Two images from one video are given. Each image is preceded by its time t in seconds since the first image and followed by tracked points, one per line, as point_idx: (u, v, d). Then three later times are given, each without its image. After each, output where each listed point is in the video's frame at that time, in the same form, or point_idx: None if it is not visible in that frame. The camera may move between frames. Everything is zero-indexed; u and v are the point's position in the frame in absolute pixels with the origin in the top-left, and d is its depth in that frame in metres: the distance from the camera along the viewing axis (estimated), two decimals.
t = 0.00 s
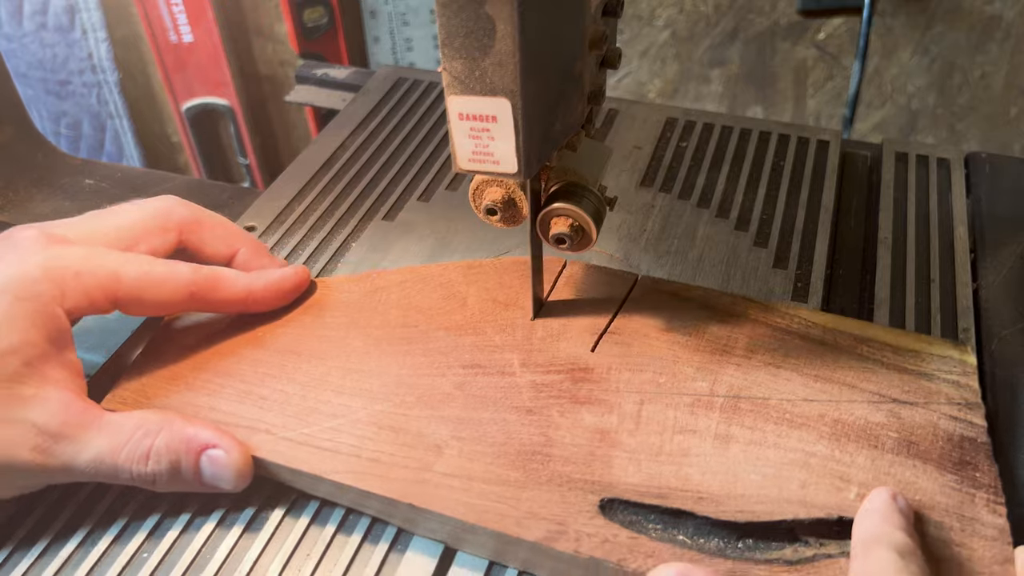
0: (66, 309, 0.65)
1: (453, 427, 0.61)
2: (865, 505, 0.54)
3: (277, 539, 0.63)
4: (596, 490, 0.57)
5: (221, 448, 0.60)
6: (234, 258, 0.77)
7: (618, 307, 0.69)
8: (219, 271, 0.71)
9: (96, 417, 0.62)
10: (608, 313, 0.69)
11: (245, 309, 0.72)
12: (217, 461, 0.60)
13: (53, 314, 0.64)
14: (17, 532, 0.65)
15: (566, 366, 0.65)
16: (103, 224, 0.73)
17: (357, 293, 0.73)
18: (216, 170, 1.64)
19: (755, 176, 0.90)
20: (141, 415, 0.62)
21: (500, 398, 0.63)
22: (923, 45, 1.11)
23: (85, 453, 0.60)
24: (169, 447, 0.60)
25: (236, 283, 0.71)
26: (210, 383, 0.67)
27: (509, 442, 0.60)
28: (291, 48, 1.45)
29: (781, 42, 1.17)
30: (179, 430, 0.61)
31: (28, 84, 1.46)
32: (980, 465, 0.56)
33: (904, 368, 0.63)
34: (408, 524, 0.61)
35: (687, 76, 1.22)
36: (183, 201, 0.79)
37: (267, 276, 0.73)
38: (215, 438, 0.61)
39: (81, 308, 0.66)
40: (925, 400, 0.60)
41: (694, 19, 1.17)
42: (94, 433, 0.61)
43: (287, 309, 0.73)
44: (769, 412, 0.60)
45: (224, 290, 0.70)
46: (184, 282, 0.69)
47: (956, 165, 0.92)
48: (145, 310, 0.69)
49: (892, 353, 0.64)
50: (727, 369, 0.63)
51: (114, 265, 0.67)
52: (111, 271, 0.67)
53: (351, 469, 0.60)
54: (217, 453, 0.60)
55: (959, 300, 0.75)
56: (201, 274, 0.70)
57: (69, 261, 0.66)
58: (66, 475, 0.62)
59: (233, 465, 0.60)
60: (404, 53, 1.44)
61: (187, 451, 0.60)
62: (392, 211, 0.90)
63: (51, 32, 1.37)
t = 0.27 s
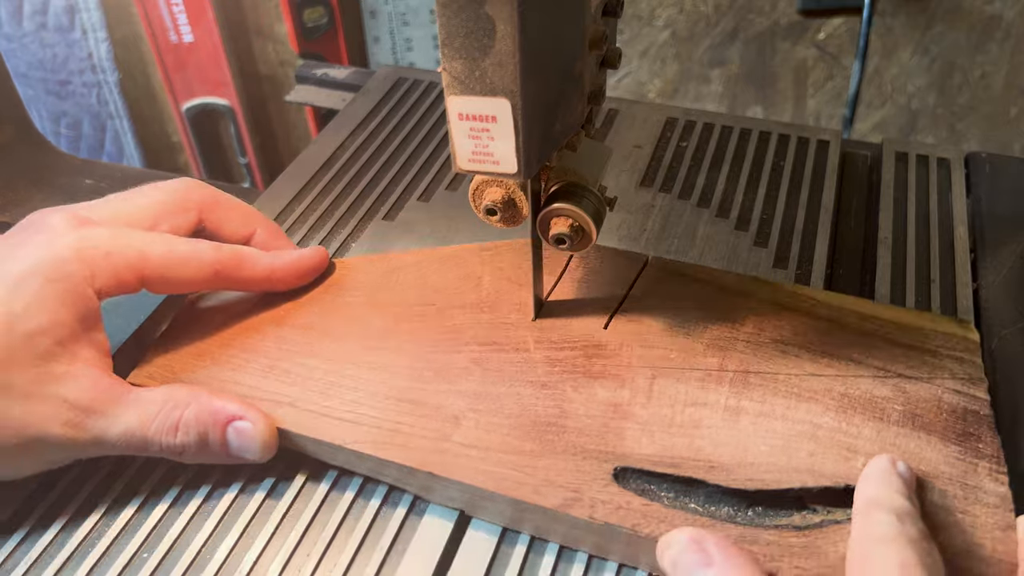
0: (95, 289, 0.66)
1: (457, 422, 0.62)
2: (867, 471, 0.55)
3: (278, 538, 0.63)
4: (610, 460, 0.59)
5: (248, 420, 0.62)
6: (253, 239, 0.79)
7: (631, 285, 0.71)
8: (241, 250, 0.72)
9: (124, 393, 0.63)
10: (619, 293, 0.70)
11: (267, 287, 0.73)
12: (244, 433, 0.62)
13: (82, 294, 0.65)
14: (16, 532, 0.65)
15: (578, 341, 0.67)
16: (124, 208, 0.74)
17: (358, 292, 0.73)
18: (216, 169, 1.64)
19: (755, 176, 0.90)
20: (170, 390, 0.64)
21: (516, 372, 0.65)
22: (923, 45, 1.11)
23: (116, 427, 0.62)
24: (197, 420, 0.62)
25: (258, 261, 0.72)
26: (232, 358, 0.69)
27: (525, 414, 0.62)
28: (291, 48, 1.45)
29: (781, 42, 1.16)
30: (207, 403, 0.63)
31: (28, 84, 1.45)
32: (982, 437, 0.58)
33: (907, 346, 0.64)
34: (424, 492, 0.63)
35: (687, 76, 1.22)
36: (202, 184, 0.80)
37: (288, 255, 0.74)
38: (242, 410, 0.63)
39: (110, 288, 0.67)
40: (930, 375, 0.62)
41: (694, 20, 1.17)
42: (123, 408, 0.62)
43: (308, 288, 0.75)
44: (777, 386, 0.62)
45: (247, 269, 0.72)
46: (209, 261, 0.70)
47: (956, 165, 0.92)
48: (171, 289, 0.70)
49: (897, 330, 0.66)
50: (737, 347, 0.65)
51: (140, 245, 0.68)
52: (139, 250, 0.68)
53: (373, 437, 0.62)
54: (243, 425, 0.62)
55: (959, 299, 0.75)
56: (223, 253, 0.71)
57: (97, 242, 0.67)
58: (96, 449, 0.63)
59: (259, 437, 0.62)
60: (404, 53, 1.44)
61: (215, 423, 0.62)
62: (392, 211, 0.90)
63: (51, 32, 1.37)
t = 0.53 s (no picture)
0: None
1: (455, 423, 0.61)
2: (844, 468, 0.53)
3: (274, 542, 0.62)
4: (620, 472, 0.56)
5: (124, 512, 0.54)
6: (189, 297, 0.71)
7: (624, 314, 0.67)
8: (147, 312, 0.66)
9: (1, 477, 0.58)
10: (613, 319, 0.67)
11: (176, 352, 0.65)
12: (120, 528, 0.54)
13: None
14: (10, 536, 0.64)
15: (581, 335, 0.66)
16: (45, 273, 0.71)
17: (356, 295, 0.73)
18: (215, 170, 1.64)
19: (754, 178, 0.90)
20: (45, 474, 0.57)
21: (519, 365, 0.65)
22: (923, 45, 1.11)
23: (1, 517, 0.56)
24: (71, 512, 0.55)
25: (166, 324, 0.66)
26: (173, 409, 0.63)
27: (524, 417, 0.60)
28: (291, 49, 1.45)
29: (781, 42, 1.16)
30: (81, 494, 0.56)
31: (28, 84, 1.45)
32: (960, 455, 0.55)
33: (881, 457, 0.55)
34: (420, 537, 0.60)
35: (686, 77, 1.22)
36: (123, 242, 0.77)
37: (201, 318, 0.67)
38: (121, 502, 0.55)
39: None
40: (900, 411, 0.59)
41: (694, 19, 1.17)
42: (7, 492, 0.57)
43: (216, 357, 0.66)
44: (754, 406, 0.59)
45: (152, 333, 0.65)
46: (108, 324, 0.64)
47: (956, 166, 0.91)
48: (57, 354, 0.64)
49: (879, 441, 0.56)
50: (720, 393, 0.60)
51: (27, 306, 0.64)
52: (24, 312, 0.63)
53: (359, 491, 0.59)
54: (120, 519, 0.54)
55: (958, 302, 0.75)
56: (126, 315, 0.65)
57: None
58: None
59: (134, 534, 0.54)
60: (404, 54, 1.44)
61: (92, 515, 0.55)
62: (389, 213, 0.90)
63: (51, 32, 1.37)
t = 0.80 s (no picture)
0: (55, 347, 0.61)
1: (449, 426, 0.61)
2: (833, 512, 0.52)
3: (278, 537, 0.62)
4: (619, 502, 0.56)
5: (201, 502, 0.57)
6: (276, 313, 0.71)
7: (626, 364, 0.64)
8: (227, 316, 0.67)
9: (87, 459, 0.58)
10: (618, 365, 0.64)
11: (254, 361, 0.66)
12: (198, 519, 0.57)
13: (38, 354, 0.60)
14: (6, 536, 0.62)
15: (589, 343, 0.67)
16: (118, 271, 0.71)
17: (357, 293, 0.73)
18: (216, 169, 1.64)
19: (754, 178, 0.90)
20: (139, 451, 0.59)
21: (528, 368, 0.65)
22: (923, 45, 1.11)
23: (77, 496, 0.57)
24: (155, 493, 0.57)
25: (244, 331, 0.66)
26: (235, 421, 0.64)
27: (520, 445, 0.60)
28: (291, 48, 1.45)
29: (781, 42, 1.17)
30: (169, 477, 0.58)
31: (29, 84, 1.46)
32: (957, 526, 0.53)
33: (957, 535, 0.52)
34: None
35: (686, 77, 1.22)
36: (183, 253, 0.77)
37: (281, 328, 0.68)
38: (202, 493, 0.57)
39: (73, 346, 0.62)
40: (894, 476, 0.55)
41: (694, 19, 1.17)
42: (89, 470, 0.57)
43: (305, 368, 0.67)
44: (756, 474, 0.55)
45: (231, 339, 0.66)
46: (190, 323, 0.65)
47: (956, 166, 0.92)
48: (138, 355, 0.64)
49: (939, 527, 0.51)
50: (714, 458, 0.57)
51: (112, 302, 0.64)
52: (106, 306, 0.63)
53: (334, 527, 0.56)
54: (198, 508, 0.57)
55: (958, 302, 0.75)
56: (204, 318, 0.65)
57: (67, 293, 0.64)
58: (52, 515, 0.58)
59: (212, 526, 0.56)
60: (404, 53, 1.44)
61: (170, 499, 0.57)
62: (390, 212, 0.90)
63: (51, 32, 1.37)
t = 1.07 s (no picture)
0: (82, 294, 0.65)
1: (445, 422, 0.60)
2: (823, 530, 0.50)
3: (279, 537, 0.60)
4: (597, 487, 0.55)
5: (209, 437, 0.59)
6: (291, 280, 0.73)
7: (628, 357, 0.63)
8: (243, 281, 0.69)
9: (109, 395, 0.61)
10: (617, 359, 0.64)
11: (267, 324, 0.68)
12: (203, 452, 0.59)
13: (67, 299, 0.64)
14: (7, 533, 0.61)
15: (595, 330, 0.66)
16: (141, 228, 0.74)
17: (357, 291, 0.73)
18: (215, 169, 1.64)
19: (755, 177, 0.90)
20: (153, 392, 0.62)
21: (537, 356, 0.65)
22: (923, 45, 1.11)
23: (96, 428, 0.59)
24: (168, 427, 0.59)
25: (259, 295, 0.68)
26: (246, 377, 0.66)
27: (509, 424, 0.60)
28: (291, 49, 1.45)
29: (781, 42, 1.17)
30: (179, 413, 0.60)
31: (29, 84, 1.46)
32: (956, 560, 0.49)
33: (937, 560, 0.50)
34: None
35: (686, 77, 1.22)
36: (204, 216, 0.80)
37: (296, 293, 0.70)
38: (208, 427, 0.60)
39: (99, 295, 0.66)
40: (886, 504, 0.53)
41: (694, 20, 1.17)
42: (109, 405, 0.60)
43: (315, 330, 0.69)
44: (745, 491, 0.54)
45: (246, 301, 0.68)
46: (206, 287, 0.67)
47: (956, 165, 0.92)
48: (158, 309, 0.67)
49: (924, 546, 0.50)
50: (701, 457, 0.56)
51: (136, 259, 0.67)
52: (132, 265, 0.67)
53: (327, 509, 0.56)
54: (204, 443, 0.59)
55: (958, 300, 0.75)
56: (223, 282, 0.68)
57: (93, 249, 0.67)
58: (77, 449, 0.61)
59: (219, 459, 0.59)
60: (404, 54, 1.44)
61: (181, 434, 0.59)
62: (391, 211, 0.90)
63: (51, 32, 1.37)
